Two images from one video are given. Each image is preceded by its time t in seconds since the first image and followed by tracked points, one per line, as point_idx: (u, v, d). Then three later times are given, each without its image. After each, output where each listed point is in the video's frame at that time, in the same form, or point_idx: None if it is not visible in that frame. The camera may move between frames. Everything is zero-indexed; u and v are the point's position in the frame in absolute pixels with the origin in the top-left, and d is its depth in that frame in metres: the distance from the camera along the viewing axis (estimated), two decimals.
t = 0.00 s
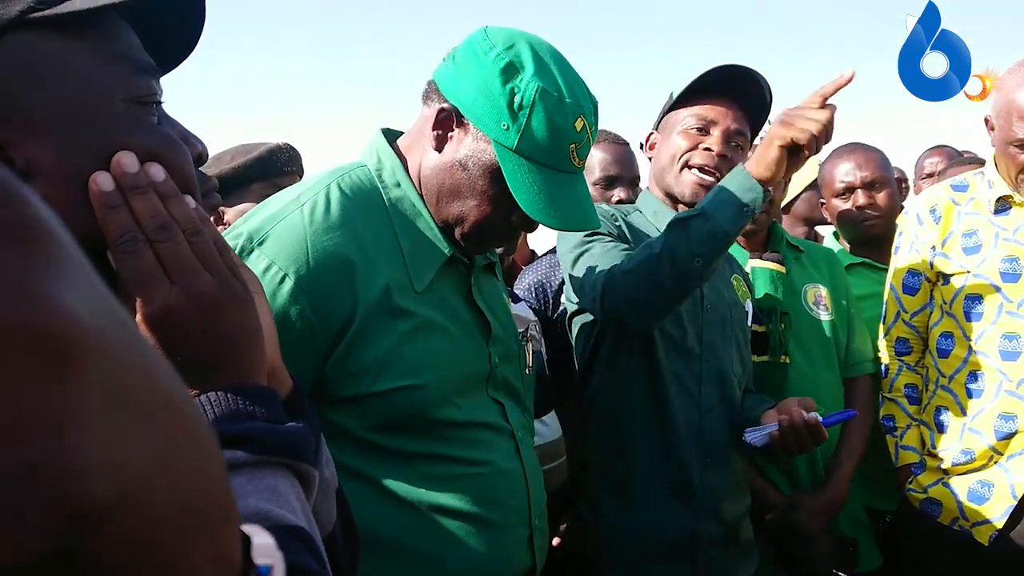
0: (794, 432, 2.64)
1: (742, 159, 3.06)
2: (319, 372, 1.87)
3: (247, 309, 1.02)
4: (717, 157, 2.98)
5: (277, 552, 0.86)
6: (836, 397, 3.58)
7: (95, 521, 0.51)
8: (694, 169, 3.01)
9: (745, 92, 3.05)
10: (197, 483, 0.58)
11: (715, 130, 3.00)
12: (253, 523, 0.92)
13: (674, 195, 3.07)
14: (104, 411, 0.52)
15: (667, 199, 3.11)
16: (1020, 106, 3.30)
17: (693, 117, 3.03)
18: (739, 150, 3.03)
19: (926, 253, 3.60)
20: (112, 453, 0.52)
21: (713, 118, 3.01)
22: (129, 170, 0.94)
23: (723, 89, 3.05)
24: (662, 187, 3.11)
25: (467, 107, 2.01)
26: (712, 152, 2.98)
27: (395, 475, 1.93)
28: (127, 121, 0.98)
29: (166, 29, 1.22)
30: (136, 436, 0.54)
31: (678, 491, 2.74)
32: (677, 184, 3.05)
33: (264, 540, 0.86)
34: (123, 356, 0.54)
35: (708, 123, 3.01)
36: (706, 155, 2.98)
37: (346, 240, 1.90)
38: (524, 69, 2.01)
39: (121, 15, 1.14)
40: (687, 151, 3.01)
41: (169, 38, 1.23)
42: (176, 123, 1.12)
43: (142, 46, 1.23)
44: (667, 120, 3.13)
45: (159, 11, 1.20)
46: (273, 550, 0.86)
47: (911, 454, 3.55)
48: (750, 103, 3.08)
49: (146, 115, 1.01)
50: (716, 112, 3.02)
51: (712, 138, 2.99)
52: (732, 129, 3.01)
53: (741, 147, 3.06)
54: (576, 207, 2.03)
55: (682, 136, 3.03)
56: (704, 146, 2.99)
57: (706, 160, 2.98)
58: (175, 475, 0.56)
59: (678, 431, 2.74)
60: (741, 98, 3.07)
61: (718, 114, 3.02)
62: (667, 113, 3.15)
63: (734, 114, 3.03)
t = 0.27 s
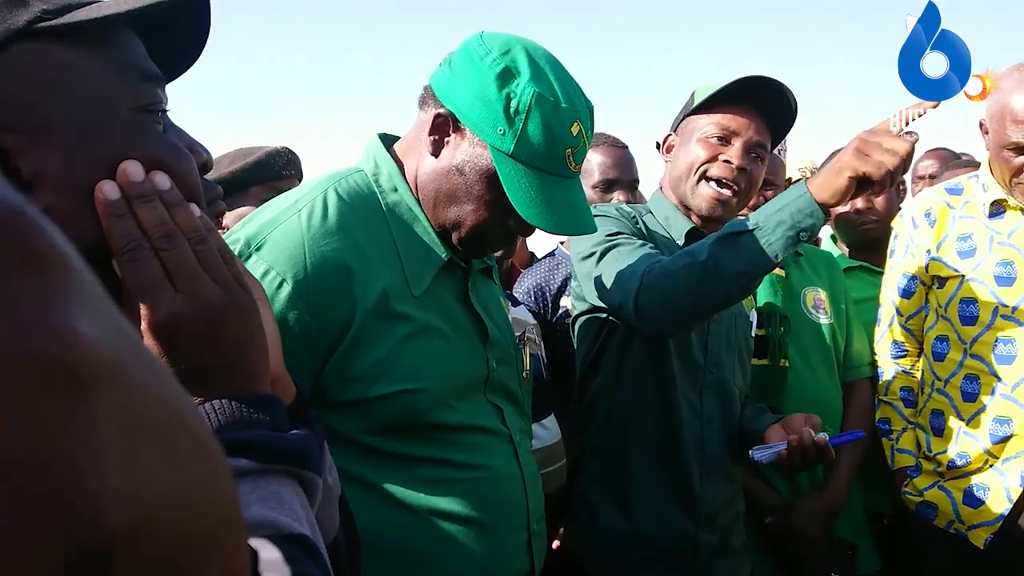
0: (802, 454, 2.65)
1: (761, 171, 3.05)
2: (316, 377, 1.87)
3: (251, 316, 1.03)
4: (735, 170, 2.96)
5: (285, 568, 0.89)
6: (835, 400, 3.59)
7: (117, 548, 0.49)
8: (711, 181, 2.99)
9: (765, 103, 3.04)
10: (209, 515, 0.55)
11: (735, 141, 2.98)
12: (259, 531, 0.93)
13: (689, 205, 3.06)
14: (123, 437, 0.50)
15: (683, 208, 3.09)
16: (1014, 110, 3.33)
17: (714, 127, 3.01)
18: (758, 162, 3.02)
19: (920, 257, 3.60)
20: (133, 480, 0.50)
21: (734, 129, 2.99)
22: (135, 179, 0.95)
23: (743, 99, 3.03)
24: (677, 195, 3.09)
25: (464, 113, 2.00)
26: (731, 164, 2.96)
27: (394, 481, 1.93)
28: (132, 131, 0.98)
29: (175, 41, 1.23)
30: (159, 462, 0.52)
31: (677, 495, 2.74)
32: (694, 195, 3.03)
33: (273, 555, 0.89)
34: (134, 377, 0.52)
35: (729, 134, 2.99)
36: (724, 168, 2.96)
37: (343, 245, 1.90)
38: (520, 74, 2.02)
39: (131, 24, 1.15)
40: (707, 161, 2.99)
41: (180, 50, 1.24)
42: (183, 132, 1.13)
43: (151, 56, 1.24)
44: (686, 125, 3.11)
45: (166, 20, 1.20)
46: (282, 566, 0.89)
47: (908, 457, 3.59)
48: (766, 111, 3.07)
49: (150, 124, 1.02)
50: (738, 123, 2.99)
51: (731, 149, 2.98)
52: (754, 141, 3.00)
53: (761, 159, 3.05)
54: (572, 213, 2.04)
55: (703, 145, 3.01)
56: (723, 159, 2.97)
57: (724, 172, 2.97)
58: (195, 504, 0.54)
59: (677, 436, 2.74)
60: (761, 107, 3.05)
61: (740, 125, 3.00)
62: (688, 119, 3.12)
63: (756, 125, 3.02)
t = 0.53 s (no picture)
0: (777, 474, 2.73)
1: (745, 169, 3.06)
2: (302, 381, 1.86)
3: (243, 321, 1.02)
4: (717, 171, 2.97)
5: None
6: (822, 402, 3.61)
7: (116, 552, 0.50)
8: (694, 184, 3.00)
9: (744, 100, 3.07)
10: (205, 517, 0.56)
11: (714, 142, 3.00)
12: (248, 538, 0.93)
13: (673, 207, 3.06)
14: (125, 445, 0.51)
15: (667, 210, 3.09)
16: (999, 114, 3.37)
17: (692, 128, 3.03)
18: (740, 160, 3.04)
19: (905, 259, 3.64)
20: (135, 485, 0.51)
21: (713, 129, 3.01)
22: (126, 184, 0.95)
23: (719, 99, 3.04)
24: (661, 199, 3.09)
25: (446, 117, 2.00)
26: (712, 165, 2.98)
27: (383, 484, 1.93)
28: (124, 136, 0.98)
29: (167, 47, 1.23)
30: (159, 469, 0.53)
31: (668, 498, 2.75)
32: (679, 199, 3.04)
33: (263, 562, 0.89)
34: (138, 387, 0.53)
35: (708, 135, 3.01)
36: (706, 171, 2.98)
37: (328, 249, 1.90)
38: (503, 77, 2.02)
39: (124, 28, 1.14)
40: (687, 164, 3.01)
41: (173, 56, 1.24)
42: (173, 137, 1.13)
43: (143, 62, 1.24)
44: (663, 128, 3.12)
45: (158, 25, 1.20)
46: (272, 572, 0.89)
47: (892, 457, 3.61)
48: (748, 110, 3.09)
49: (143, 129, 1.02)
50: (717, 124, 3.01)
51: (711, 151, 2.99)
52: (733, 139, 3.02)
53: (743, 155, 3.06)
54: (558, 215, 2.04)
55: (682, 147, 3.03)
56: (703, 161, 2.99)
57: (706, 174, 2.98)
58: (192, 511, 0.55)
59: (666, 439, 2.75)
60: (739, 105, 3.07)
61: (718, 125, 3.02)
62: (664, 122, 3.13)
63: (735, 124, 3.04)
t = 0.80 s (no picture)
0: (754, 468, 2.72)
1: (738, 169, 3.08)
2: (280, 385, 1.85)
3: (219, 325, 1.02)
4: (712, 172, 2.98)
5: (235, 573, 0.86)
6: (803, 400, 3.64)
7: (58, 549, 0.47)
8: (691, 186, 3.01)
9: (734, 103, 3.10)
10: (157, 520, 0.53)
11: (708, 144, 3.02)
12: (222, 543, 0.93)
13: (671, 210, 3.05)
14: (74, 445, 0.48)
15: (664, 213, 3.07)
16: (972, 114, 3.48)
17: (686, 131, 3.04)
18: (734, 160, 3.06)
19: (882, 259, 3.63)
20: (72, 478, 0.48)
21: (705, 131, 3.03)
22: (99, 186, 0.94)
23: (710, 102, 3.07)
24: (658, 202, 3.08)
25: (426, 118, 2.00)
26: (708, 166, 2.99)
27: (363, 487, 1.93)
28: (96, 138, 0.98)
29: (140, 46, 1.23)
30: (121, 473, 0.51)
31: (651, 498, 2.76)
32: (674, 200, 3.04)
33: (225, 559, 0.87)
34: (87, 387, 0.49)
35: (702, 136, 3.03)
36: (701, 172, 2.99)
37: (305, 252, 1.89)
38: (479, 78, 2.02)
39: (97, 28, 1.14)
40: (681, 166, 3.02)
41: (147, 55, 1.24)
42: (147, 139, 1.13)
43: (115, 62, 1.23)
44: (655, 131, 3.14)
45: (130, 25, 1.19)
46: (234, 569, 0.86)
47: (871, 455, 3.59)
48: (736, 112, 3.12)
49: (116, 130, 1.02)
50: (709, 125, 3.04)
51: (706, 152, 3.01)
52: (725, 140, 3.04)
53: (734, 155, 3.08)
54: (536, 215, 2.05)
55: (676, 149, 3.04)
56: (699, 163, 3.00)
57: (702, 175, 2.99)
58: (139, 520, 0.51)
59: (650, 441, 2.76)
60: (729, 107, 3.10)
61: (710, 127, 3.04)
62: (655, 125, 3.14)
63: (726, 126, 3.07)
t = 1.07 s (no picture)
0: (680, 461, 2.69)
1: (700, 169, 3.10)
2: (251, 389, 1.85)
3: (166, 327, 1.02)
4: (674, 173, 3.00)
5: None
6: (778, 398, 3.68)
7: None
8: (654, 186, 3.03)
9: (696, 104, 3.13)
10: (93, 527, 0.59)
11: (670, 145, 3.04)
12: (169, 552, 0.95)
13: (634, 210, 3.06)
14: None
15: (627, 214, 3.08)
16: (942, 115, 3.54)
17: (647, 132, 3.06)
18: (696, 159, 3.07)
19: (854, 257, 3.66)
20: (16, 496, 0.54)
21: (667, 132, 3.05)
22: (39, 185, 0.94)
23: (672, 104, 3.09)
24: (622, 203, 3.09)
25: (392, 119, 2.00)
26: (670, 167, 3.01)
27: (337, 492, 1.93)
28: (51, 143, 1.00)
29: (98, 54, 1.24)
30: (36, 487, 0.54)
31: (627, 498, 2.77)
32: (637, 202, 3.05)
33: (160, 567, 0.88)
34: None
35: (663, 138, 3.05)
36: (664, 172, 3.01)
37: (274, 255, 1.89)
38: (446, 78, 2.02)
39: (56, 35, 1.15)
40: (644, 167, 3.03)
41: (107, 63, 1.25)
42: (107, 149, 1.13)
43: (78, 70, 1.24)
44: (618, 133, 3.15)
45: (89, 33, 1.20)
46: None
47: (846, 452, 3.63)
48: (698, 112, 3.15)
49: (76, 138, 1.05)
50: (670, 127, 3.05)
51: (667, 154, 3.03)
52: (686, 141, 3.05)
53: (697, 155, 3.10)
54: (505, 214, 2.05)
55: (639, 151, 3.05)
56: (661, 164, 3.02)
57: (665, 176, 3.01)
58: (64, 507, 0.56)
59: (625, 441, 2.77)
60: (690, 108, 3.12)
61: (671, 129, 3.06)
62: (618, 127, 3.16)
63: (688, 126, 3.08)
